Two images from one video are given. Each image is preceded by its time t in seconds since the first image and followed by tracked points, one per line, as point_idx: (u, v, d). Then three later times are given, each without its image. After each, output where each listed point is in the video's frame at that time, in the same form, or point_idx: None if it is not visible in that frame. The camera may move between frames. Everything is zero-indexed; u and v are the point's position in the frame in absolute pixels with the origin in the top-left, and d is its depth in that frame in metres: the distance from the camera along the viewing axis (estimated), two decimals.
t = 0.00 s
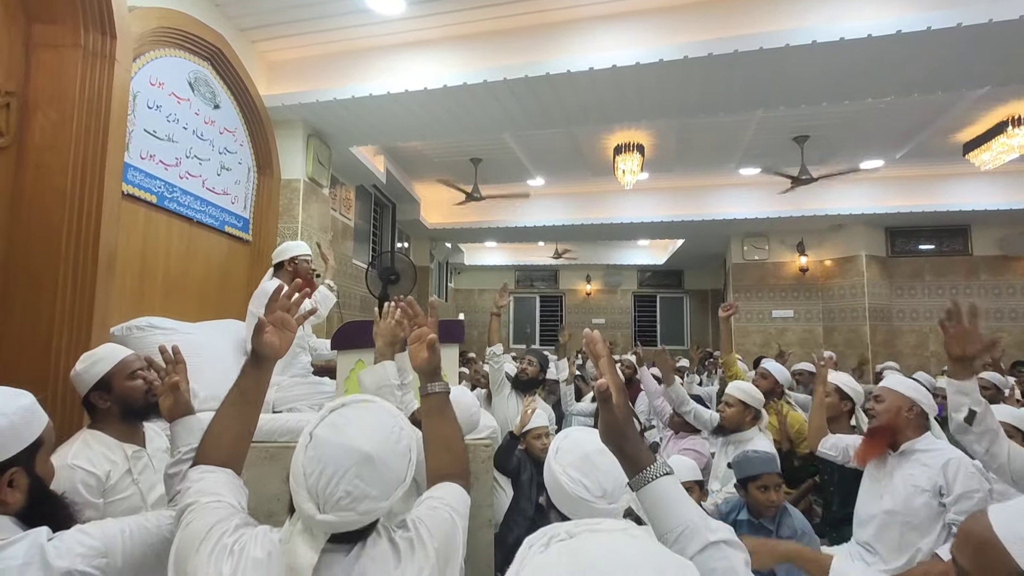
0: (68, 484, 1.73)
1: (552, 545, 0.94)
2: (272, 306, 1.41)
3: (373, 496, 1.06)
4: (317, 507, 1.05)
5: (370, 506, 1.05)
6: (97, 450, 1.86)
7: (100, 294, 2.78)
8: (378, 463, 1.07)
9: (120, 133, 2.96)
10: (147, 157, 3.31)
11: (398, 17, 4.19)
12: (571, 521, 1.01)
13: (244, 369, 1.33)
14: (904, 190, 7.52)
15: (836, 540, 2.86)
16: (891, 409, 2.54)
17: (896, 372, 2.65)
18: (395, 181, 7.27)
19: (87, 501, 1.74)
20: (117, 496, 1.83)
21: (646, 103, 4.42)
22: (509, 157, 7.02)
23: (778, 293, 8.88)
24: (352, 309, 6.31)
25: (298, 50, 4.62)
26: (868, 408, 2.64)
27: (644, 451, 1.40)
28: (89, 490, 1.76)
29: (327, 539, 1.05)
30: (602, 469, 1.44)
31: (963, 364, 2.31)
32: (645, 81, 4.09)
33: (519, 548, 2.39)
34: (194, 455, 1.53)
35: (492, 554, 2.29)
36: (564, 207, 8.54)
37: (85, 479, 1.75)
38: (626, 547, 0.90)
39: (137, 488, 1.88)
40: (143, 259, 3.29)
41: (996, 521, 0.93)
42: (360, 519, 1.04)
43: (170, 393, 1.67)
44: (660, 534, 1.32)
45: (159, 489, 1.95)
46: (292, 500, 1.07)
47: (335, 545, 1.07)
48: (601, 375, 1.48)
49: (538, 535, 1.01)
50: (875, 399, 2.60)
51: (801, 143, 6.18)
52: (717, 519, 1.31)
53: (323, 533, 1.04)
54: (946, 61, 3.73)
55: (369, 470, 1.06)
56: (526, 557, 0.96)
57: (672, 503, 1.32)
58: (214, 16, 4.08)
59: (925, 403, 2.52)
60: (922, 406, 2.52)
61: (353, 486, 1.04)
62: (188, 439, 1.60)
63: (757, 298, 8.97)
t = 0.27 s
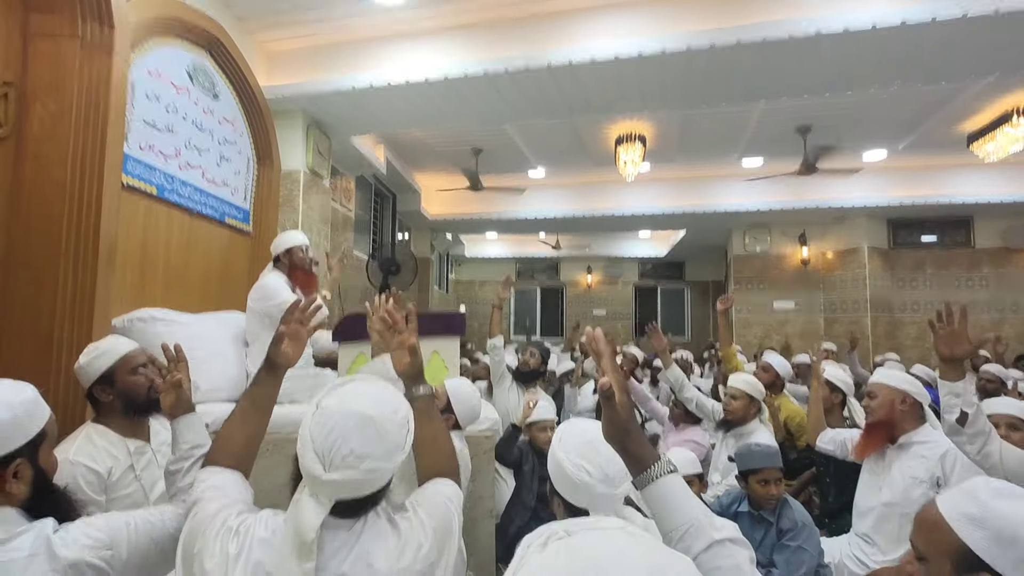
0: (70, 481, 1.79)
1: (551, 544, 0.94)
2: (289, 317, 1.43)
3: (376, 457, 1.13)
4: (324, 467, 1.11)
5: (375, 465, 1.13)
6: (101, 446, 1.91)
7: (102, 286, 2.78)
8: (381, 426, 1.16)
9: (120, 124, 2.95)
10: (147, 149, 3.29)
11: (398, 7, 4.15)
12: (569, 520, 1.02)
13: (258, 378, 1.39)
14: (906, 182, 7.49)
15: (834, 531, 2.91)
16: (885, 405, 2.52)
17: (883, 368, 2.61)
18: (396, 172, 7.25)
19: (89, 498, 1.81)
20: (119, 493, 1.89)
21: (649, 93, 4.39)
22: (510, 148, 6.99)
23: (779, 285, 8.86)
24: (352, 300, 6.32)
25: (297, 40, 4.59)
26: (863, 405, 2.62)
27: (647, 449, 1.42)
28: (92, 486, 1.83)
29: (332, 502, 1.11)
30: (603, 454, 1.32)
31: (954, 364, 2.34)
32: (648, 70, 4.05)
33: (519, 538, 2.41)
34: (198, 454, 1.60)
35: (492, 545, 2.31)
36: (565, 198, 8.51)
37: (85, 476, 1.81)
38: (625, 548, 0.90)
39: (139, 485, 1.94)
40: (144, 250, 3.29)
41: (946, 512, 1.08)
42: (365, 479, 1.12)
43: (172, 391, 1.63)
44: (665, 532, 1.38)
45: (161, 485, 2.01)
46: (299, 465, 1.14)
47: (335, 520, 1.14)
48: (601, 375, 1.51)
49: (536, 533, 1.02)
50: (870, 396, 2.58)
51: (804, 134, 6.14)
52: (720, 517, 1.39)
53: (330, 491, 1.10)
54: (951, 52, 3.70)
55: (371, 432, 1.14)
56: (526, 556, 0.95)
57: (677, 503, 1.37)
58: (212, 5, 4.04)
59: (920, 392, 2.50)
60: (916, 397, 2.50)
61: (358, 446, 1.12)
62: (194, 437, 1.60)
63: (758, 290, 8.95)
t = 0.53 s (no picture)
0: (73, 477, 1.82)
1: (557, 545, 0.93)
2: (320, 331, 1.53)
3: (389, 441, 1.17)
4: (340, 449, 1.14)
5: (388, 448, 1.17)
6: (103, 442, 1.91)
7: (104, 280, 2.78)
8: (393, 410, 1.20)
9: (121, 117, 2.95)
10: (148, 142, 3.29)
11: None
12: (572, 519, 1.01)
13: (285, 385, 1.46)
14: (908, 175, 7.47)
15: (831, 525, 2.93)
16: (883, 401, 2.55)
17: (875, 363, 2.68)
18: (396, 165, 7.23)
19: (92, 493, 1.82)
20: (123, 489, 1.88)
21: (650, 87, 4.38)
22: (511, 141, 6.97)
23: (780, 278, 8.85)
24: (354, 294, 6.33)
25: (297, 32, 4.57)
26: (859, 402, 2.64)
27: (652, 449, 1.38)
28: (95, 482, 1.84)
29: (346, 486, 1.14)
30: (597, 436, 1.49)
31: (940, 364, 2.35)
32: (650, 64, 4.04)
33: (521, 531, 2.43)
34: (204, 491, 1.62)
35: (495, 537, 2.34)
36: (566, 191, 8.50)
37: (90, 470, 1.83)
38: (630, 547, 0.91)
39: (143, 479, 1.92)
40: (146, 245, 3.28)
41: (897, 496, 1.21)
42: (379, 463, 1.15)
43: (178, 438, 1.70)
44: (667, 532, 1.34)
45: (168, 478, 1.97)
46: (314, 448, 1.16)
47: (347, 507, 1.17)
48: (606, 375, 1.52)
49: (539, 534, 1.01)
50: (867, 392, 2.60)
51: (806, 127, 6.12)
52: (724, 515, 1.34)
53: (345, 471, 1.13)
54: (954, 45, 3.68)
55: (385, 415, 1.18)
56: (531, 558, 0.95)
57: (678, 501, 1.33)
58: None
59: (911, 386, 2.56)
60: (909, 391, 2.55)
61: (372, 428, 1.16)
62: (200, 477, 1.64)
63: (759, 283, 8.95)
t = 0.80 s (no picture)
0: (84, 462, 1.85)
1: (552, 535, 0.96)
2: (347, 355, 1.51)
3: (396, 432, 1.28)
4: (350, 438, 1.25)
5: (394, 438, 1.27)
6: (111, 429, 1.97)
7: (105, 271, 2.78)
8: (400, 404, 1.31)
9: (120, 108, 2.94)
10: (148, 134, 3.28)
11: None
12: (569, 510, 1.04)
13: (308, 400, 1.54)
14: (908, 168, 7.47)
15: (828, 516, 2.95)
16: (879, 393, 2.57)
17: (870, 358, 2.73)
18: (396, 156, 7.21)
19: (102, 477, 1.86)
20: (130, 474, 1.93)
21: (650, 78, 4.36)
22: (510, 133, 6.96)
23: (779, 271, 8.86)
24: (353, 285, 6.33)
25: (297, 22, 4.55)
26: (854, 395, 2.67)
27: (649, 443, 1.37)
28: (103, 467, 1.88)
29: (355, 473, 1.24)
30: (590, 428, 1.51)
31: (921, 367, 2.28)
32: (650, 56, 4.03)
33: (521, 521, 2.45)
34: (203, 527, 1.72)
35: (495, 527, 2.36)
36: (566, 183, 8.48)
37: (98, 458, 1.87)
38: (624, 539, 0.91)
39: (148, 466, 1.98)
40: (146, 236, 3.28)
41: (867, 492, 1.41)
42: (387, 453, 1.25)
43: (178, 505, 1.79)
44: (665, 524, 1.35)
45: (171, 466, 2.05)
46: (326, 437, 1.27)
47: (356, 490, 1.26)
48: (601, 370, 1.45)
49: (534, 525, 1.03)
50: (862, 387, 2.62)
51: (807, 120, 6.11)
52: (720, 508, 1.35)
53: (353, 459, 1.23)
54: (956, 38, 3.67)
55: (393, 408, 1.30)
56: (528, 548, 0.97)
57: (676, 496, 1.33)
58: None
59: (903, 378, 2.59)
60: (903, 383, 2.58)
61: (381, 419, 1.27)
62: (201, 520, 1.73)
63: (758, 276, 8.95)
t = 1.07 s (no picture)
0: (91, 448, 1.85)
1: (557, 532, 0.98)
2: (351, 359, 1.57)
3: (393, 424, 1.37)
4: (350, 427, 1.34)
5: (391, 429, 1.36)
6: (116, 419, 1.98)
7: (103, 267, 2.77)
8: (399, 398, 1.41)
9: (117, 102, 2.92)
10: (145, 130, 3.27)
11: None
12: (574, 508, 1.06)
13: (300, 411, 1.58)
14: (906, 167, 7.47)
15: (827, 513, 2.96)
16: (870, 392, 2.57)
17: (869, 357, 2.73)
18: (395, 153, 7.20)
19: (108, 464, 1.86)
20: (135, 463, 1.93)
21: (650, 77, 4.36)
22: (509, 130, 6.95)
23: (777, 269, 8.87)
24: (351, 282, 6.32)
25: (296, 18, 4.53)
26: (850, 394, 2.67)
27: (646, 445, 1.37)
28: (110, 454, 1.88)
29: (353, 461, 1.32)
30: (584, 425, 1.50)
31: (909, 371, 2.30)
32: (650, 54, 4.02)
33: (518, 518, 2.46)
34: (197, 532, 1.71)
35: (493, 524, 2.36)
36: (564, 181, 8.48)
37: (107, 446, 1.87)
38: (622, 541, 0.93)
39: (152, 456, 1.99)
40: (144, 232, 3.27)
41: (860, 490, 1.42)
42: (384, 443, 1.34)
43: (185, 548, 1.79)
44: (664, 524, 1.35)
45: (172, 459, 2.06)
46: (329, 426, 1.36)
47: (356, 480, 1.34)
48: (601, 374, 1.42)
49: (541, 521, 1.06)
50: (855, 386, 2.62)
51: (805, 118, 6.11)
52: (719, 510, 1.34)
53: (351, 446, 1.32)
54: (955, 37, 3.67)
55: (391, 401, 1.40)
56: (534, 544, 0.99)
57: (674, 496, 1.33)
58: None
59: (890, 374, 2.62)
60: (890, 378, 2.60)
61: (380, 410, 1.37)
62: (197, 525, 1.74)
63: (756, 274, 8.95)
